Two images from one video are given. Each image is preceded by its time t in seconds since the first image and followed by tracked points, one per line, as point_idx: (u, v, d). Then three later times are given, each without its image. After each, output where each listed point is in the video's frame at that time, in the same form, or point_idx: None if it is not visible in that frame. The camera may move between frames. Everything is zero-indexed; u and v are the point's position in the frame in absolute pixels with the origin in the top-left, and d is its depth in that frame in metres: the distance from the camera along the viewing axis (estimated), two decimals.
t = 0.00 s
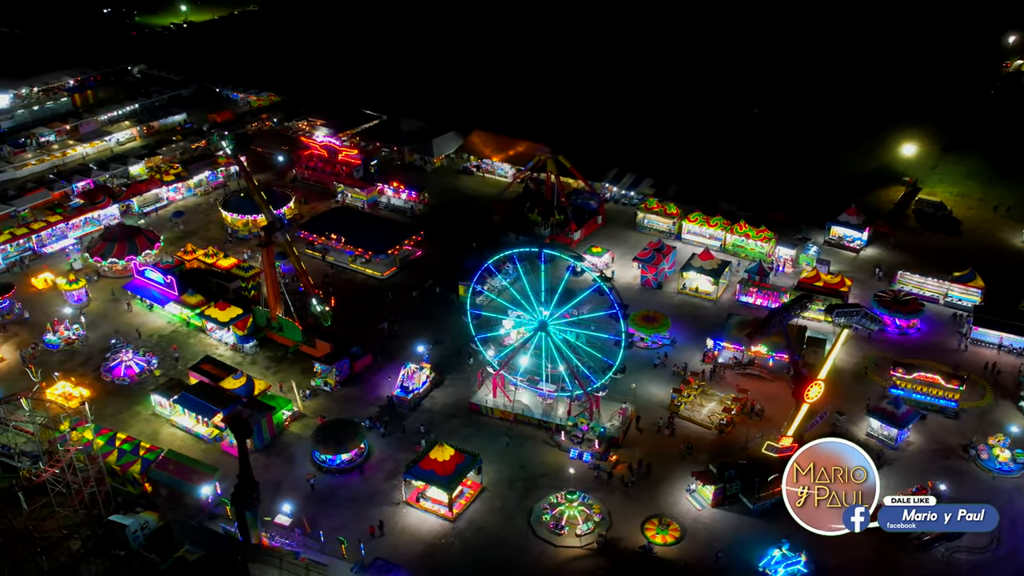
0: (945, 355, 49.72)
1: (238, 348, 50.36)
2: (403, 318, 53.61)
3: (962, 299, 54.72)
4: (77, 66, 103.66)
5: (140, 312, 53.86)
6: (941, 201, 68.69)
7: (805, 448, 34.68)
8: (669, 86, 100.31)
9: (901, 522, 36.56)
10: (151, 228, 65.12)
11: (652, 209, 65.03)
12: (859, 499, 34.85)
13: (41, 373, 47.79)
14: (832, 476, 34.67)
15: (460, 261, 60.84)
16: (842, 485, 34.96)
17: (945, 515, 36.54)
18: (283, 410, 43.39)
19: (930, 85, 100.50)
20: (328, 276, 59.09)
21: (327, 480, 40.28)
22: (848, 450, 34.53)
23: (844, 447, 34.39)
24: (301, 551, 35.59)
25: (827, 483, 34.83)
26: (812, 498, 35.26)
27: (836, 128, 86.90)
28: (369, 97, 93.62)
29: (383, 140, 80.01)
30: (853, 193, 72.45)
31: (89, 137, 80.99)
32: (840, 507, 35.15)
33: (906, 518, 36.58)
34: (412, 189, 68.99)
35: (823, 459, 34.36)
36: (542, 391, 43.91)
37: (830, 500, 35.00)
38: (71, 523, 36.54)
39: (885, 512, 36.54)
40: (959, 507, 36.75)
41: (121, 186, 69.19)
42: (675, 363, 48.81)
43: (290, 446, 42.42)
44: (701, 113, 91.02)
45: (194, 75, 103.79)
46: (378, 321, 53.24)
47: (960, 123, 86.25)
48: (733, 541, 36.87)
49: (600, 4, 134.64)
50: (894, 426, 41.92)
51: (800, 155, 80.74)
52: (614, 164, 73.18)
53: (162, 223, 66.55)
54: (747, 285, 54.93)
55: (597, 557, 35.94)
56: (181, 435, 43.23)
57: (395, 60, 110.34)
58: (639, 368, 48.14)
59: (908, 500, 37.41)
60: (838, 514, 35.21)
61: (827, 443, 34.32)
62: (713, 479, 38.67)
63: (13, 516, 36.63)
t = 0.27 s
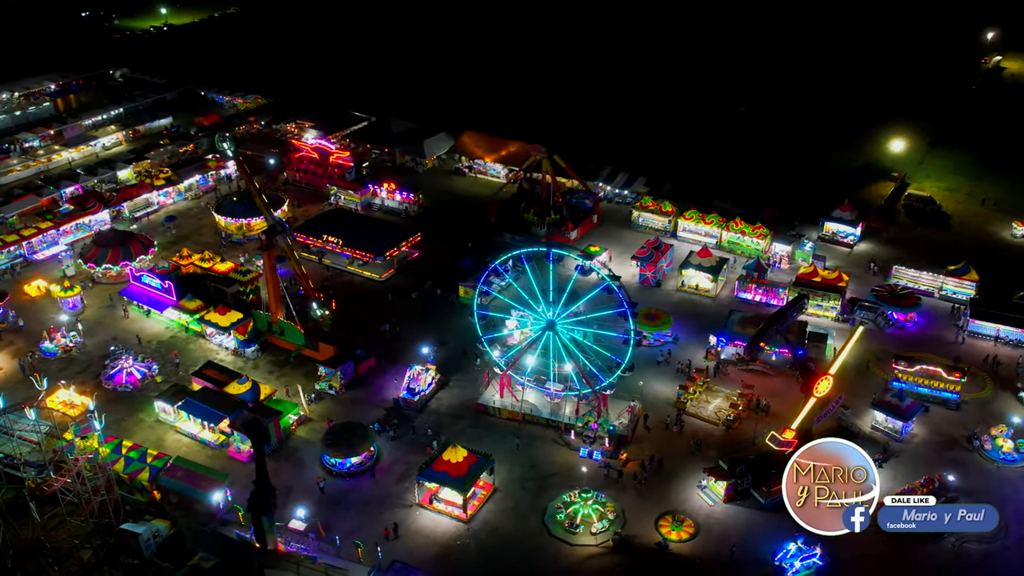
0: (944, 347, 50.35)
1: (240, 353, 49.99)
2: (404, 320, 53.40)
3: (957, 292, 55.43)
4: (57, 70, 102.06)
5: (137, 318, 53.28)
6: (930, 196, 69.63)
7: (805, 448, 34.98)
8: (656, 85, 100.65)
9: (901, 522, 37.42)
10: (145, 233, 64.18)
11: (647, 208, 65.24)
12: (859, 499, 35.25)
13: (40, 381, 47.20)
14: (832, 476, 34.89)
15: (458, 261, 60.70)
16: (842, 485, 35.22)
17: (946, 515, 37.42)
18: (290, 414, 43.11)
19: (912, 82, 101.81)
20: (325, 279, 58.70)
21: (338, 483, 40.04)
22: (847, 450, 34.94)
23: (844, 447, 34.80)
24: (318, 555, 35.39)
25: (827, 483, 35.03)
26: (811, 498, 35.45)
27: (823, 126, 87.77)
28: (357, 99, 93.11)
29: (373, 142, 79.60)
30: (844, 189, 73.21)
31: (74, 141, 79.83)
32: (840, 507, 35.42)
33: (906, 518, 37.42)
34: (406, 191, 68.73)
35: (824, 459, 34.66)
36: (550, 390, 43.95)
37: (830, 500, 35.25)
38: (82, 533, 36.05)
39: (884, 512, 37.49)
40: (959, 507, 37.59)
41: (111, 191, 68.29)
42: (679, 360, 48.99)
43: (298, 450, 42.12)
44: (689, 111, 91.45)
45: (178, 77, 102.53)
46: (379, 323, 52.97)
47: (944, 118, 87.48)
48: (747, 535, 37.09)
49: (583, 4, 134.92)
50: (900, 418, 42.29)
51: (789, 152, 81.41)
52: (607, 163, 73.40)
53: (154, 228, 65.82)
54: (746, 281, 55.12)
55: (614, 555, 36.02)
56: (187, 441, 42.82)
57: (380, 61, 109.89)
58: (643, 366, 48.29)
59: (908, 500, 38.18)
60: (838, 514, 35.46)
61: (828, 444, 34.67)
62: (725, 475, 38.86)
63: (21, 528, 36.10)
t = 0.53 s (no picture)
0: (941, 340, 51.02)
1: (241, 358, 49.50)
2: (405, 322, 53.23)
3: (951, 286, 56.20)
4: (37, 74, 100.39)
5: (134, 324, 52.66)
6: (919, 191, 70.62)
7: (805, 449, 34.36)
8: (643, 84, 100.99)
9: (901, 522, 37.54)
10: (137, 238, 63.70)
11: (642, 206, 65.50)
12: (860, 498, 34.87)
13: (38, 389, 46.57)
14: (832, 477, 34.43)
15: (456, 262, 60.59)
16: (842, 485, 34.84)
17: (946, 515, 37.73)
18: (297, 418, 42.81)
19: (894, 79, 103.10)
20: (323, 282, 58.34)
21: (349, 487, 39.78)
22: (848, 451, 34.28)
23: (844, 447, 34.08)
24: (334, 559, 35.18)
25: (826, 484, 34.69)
26: (811, 498, 35.23)
27: (810, 123, 88.65)
28: (345, 100, 92.59)
29: (364, 144, 79.20)
30: (834, 185, 74.00)
31: (59, 147, 78.68)
32: (840, 507, 34.98)
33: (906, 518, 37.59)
34: (400, 192, 68.49)
35: (824, 459, 34.11)
36: (557, 389, 43.95)
37: (830, 500, 34.87)
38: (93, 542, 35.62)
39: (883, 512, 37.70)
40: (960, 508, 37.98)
41: (101, 196, 67.42)
42: (682, 357, 49.11)
43: (306, 454, 41.79)
44: (677, 110, 91.87)
45: (161, 80, 101.24)
46: (380, 325, 52.75)
47: (928, 114, 88.68)
48: (760, 530, 37.27)
49: (566, 3, 135.11)
50: (905, 411, 42.82)
51: (778, 149, 82.11)
52: (599, 162, 73.62)
53: (146, 233, 65.11)
54: (745, 278, 55.55)
55: (630, 552, 36.13)
56: (193, 448, 42.42)
57: (366, 63, 109.37)
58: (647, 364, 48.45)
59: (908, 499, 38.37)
60: (838, 514, 35.05)
61: (828, 444, 33.92)
62: (736, 470, 39.01)
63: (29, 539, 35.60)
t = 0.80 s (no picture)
0: (939, 333, 51.66)
1: (243, 362, 49.09)
2: (407, 324, 53.05)
3: (945, 279, 56.96)
4: (17, 79, 98.60)
5: (132, 330, 52.06)
6: (908, 187, 71.60)
7: (805, 448, 33.45)
8: (629, 83, 101.30)
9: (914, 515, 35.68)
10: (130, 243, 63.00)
11: (637, 204, 65.78)
12: (860, 499, 33.61)
13: (37, 398, 45.90)
14: (832, 476, 33.45)
15: (454, 262, 60.45)
16: (842, 485, 33.74)
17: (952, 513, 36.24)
18: (304, 422, 42.55)
19: (877, 76, 104.30)
20: (321, 285, 57.98)
21: (360, 490, 39.56)
22: (848, 450, 33.32)
23: (844, 447, 33.16)
24: (350, 563, 35.03)
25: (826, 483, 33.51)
26: (812, 498, 33.74)
27: (797, 120, 89.45)
28: (332, 102, 91.96)
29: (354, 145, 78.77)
30: (824, 182, 74.75)
31: (44, 152, 77.44)
32: (840, 507, 33.75)
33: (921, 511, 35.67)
34: (395, 194, 68.15)
35: (824, 459, 33.14)
36: (565, 388, 44.01)
37: (830, 500, 33.62)
38: (105, 552, 35.22)
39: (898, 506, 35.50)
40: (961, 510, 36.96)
41: (90, 201, 66.49)
42: (685, 354, 49.35)
43: (314, 458, 41.54)
44: (665, 108, 92.25)
45: (144, 84, 99.89)
46: (382, 327, 52.50)
47: (912, 110, 89.81)
48: (772, 524, 37.56)
49: (549, 4, 135.19)
50: (909, 403, 43.35)
51: (767, 146, 82.76)
52: (592, 162, 73.79)
53: (138, 238, 64.36)
54: (743, 275, 55.99)
55: (646, 549, 36.28)
56: (199, 454, 41.99)
57: (351, 64, 108.77)
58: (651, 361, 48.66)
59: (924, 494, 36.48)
60: (837, 515, 33.80)
61: (827, 443, 33.14)
62: (746, 466, 39.25)
63: (40, 551, 35.11)
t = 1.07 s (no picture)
0: (936, 326, 52.32)
1: (245, 367, 48.80)
2: (409, 326, 52.84)
3: (938, 273, 57.67)
4: None
5: (130, 337, 51.48)
6: (897, 182, 72.51)
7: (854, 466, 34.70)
8: (616, 82, 101.50)
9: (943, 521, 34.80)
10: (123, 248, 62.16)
11: (631, 203, 65.97)
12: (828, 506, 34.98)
13: (37, 407, 45.32)
14: (833, 486, 34.74)
15: (452, 263, 60.24)
16: (826, 497, 35.11)
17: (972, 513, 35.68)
18: (311, 426, 42.30)
19: (860, 73, 105.38)
20: (319, 288, 57.55)
21: (371, 493, 39.37)
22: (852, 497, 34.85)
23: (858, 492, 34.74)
24: (368, 567, 34.89)
25: (828, 487, 34.75)
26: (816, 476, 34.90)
27: (784, 118, 90.22)
28: (320, 104, 91.34)
29: (344, 147, 78.23)
30: (815, 178, 75.44)
31: (29, 157, 76.20)
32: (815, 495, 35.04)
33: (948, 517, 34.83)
34: (389, 196, 67.79)
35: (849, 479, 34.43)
36: (572, 387, 44.09)
37: (821, 489, 34.91)
38: (118, 562, 34.82)
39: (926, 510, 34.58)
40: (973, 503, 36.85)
41: (80, 207, 65.60)
42: (688, 351, 49.59)
43: (324, 462, 41.29)
44: (654, 107, 92.53)
45: (126, 87, 98.52)
46: (384, 329, 52.27)
47: (896, 107, 90.83)
48: (785, 517, 37.84)
49: (532, 4, 135.25)
50: (911, 395, 43.84)
51: (756, 144, 83.38)
52: (585, 161, 73.93)
53: (131, 243, 63.63)
54: (741, 271, 56.36)
55: (661, 546, 36.45)
56: (206, 460, 41.60)
57: (336, 66, 108.16)
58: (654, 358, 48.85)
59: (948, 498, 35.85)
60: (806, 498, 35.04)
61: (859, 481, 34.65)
62: (756, 460, 39.50)
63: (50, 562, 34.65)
